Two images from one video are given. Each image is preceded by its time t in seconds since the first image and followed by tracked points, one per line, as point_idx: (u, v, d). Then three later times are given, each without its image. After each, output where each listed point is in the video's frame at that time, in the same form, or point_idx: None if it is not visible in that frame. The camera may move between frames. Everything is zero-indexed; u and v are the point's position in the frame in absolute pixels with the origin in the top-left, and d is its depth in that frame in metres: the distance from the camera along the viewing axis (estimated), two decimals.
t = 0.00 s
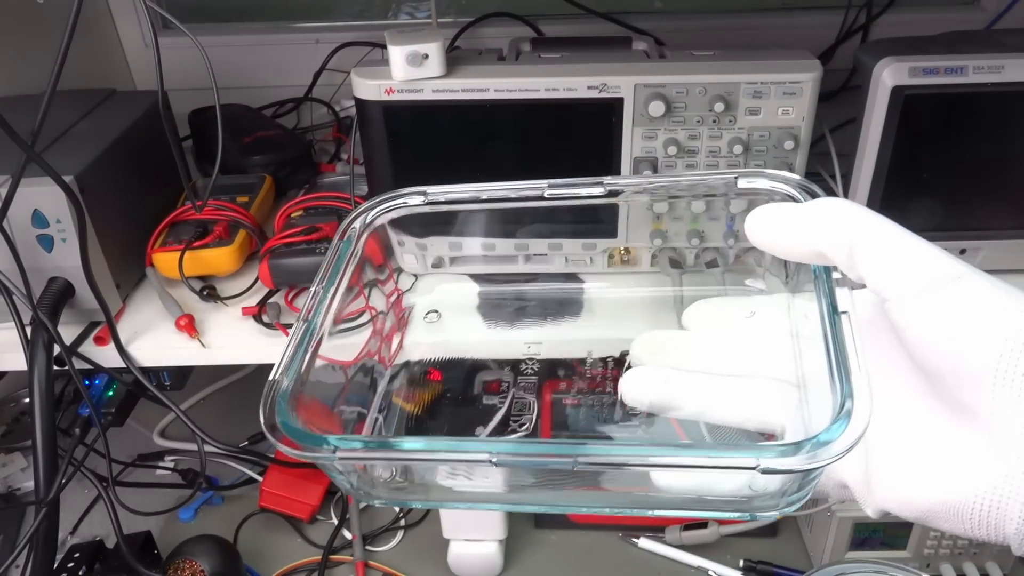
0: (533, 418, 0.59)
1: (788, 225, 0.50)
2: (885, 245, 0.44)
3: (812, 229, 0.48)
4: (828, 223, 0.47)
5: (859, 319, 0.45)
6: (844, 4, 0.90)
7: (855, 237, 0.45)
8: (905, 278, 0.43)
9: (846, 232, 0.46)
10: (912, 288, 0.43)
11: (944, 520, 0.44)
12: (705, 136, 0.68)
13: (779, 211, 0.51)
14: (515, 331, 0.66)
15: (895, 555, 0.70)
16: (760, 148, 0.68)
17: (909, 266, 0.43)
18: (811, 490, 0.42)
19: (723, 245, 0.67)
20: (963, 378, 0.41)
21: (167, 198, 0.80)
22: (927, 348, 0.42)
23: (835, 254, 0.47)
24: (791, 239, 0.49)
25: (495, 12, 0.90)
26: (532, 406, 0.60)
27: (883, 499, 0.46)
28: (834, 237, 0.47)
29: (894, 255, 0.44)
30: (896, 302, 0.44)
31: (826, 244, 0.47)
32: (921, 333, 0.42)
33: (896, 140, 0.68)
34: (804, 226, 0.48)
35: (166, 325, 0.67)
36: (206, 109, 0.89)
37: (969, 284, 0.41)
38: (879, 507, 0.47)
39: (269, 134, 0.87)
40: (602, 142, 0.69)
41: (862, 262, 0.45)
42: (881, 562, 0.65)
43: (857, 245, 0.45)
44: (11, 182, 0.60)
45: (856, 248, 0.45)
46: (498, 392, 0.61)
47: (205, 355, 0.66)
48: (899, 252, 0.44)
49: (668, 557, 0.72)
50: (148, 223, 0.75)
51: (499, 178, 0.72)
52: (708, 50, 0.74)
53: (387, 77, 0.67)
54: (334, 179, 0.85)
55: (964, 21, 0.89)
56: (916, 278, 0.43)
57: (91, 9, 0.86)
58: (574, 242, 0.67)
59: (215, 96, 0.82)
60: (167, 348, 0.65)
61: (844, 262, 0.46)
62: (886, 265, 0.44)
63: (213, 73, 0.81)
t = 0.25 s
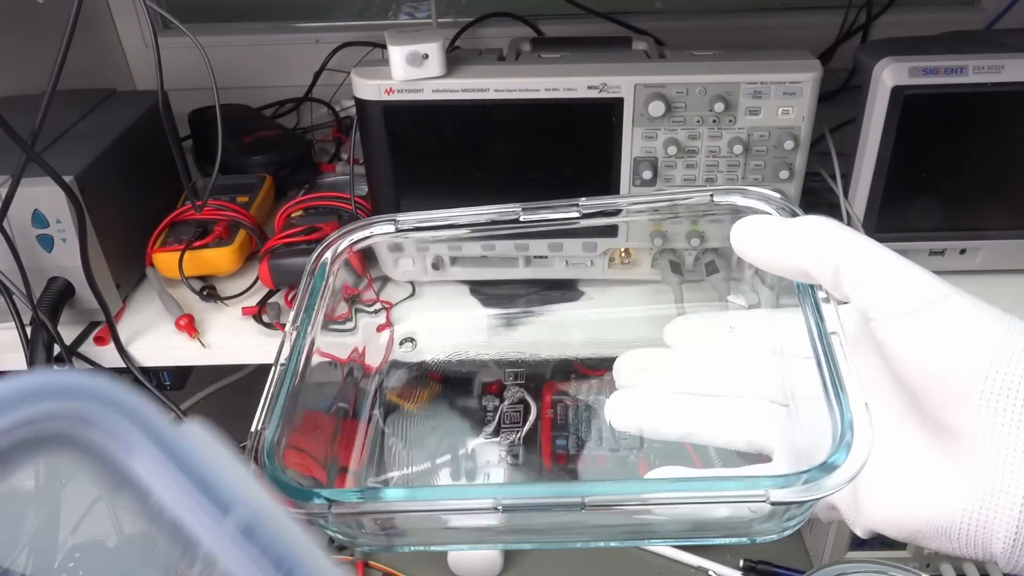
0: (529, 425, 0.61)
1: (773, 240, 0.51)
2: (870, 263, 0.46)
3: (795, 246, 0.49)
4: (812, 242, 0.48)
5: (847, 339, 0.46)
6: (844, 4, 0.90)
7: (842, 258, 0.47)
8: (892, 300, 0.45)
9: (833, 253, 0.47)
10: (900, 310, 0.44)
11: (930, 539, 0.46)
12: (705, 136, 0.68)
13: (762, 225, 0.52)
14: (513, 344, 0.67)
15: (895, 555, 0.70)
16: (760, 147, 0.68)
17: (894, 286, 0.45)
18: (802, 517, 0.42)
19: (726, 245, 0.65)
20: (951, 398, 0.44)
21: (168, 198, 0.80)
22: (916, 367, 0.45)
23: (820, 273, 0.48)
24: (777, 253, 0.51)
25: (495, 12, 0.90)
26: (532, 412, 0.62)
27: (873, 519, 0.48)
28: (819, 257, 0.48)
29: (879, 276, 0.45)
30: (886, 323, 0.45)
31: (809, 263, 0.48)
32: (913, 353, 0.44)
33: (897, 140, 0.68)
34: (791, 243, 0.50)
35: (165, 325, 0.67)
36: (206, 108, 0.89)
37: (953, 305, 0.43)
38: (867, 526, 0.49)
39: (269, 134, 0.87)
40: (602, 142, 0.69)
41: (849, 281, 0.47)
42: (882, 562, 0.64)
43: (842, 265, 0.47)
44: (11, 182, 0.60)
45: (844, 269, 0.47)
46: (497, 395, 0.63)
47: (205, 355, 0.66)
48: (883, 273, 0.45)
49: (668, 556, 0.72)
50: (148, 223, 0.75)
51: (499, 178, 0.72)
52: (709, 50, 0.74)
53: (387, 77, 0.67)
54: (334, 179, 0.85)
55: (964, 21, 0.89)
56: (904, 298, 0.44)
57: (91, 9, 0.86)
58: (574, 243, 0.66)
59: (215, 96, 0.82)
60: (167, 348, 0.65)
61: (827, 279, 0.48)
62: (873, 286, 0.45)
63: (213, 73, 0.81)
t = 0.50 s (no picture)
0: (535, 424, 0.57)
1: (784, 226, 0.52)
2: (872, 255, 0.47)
3: (802, 236, 0.51)
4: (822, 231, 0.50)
5: (861, 325, 0.49)
6: (844, 4, 0.90)
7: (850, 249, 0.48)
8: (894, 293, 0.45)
9: (842, 243, 0.48)
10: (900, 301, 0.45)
11: (937, 539, 0.45)
12: (705, 136, 0.68)
13: (775, 213, 0.53)
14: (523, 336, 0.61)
15: (894, 554, 0.70)
16: (760, 148, 0.69)
17: (898, 278, 0.45)
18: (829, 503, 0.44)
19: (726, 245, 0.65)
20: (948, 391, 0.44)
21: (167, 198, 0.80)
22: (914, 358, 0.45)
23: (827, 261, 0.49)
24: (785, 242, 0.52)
25: (495, 12, 0.90)
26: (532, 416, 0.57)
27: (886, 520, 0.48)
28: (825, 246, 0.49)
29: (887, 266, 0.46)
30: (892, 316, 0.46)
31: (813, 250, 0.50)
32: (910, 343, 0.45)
33: (896, 140, 0.68)
34: (803, 231, 0.51)
35: (164, 325, 0.68)
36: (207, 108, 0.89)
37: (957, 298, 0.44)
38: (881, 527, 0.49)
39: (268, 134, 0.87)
40: (602, 141, 0.69)
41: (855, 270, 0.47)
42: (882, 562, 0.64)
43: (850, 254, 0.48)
44: (10, 183, 0.60)
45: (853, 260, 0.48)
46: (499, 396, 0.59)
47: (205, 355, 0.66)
48: (889, 264, 0.46)
49: (667, 556, 0.72)
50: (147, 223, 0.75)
51: (499, 178, 0.72)
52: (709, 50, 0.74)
53: (387, 77, 0.67)
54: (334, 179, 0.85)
55: (964, 21, 0.89)
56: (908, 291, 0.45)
57: (91, 9, 0.86)
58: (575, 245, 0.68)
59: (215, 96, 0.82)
60: (168, 350, 0.66)
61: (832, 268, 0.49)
62: (879, 277, 0.46)
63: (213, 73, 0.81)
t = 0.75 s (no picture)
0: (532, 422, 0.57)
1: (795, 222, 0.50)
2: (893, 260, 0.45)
3: (818, 233, 0.48)
4: (840, 230, 0.48)
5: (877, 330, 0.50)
6: (844, 4, 0.90)
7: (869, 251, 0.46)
8: (916, 298, 0.44)
9: (863, 245, 0.46)
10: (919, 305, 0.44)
11: (958, 557, 0.45)
12: (705, 136, 0.68)
13: (789, 209, 0.51)
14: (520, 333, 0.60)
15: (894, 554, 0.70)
16: (760, 148, 0.69)
17: (918, 283, 0.44)
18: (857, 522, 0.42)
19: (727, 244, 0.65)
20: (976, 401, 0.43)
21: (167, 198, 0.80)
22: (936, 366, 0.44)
23: (842, 262, 0.47)
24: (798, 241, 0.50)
25: (495, 12, 0.90)
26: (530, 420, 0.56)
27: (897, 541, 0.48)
28: (842, 248, 0.47)
29: (907, 270, 0.45)
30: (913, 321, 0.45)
31: (829, 248, 0.47)
32: (934, 349, 0.44)
33: (897, 139, 0.68)
34: (817, 229, 0.48)
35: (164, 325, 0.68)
36: (206, 108, 0.89)
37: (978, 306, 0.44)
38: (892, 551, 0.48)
39: (267, 134, 0.86)
40: (602, 141, 0.69)
41: (873, 272, 0.46)
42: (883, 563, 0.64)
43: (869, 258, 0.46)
44: (10, 183, 0.60)
45: (876, 264, 0.46)
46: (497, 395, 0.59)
47: (204, 355, 0.66)
48: (908, 269, 0.45)
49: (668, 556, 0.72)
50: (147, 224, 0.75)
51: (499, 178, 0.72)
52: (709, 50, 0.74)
53: (387, 78, 0.67)
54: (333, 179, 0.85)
55: (964, 21, 0.89)
56: (932, 296, 0.44)
57: (91, 10, 0.86)
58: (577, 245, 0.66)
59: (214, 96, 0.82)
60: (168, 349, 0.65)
61: (844, 270, 0.47)
62: (901, 281, 0.45)
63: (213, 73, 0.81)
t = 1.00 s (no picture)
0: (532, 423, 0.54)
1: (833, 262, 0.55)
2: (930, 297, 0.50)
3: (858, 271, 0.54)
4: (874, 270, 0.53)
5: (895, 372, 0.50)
6: (843, 4, 0.90)
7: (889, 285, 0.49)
8: (949, 329, 0.47)
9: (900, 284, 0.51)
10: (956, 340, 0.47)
11: None
12: (705, 136, 0.68)
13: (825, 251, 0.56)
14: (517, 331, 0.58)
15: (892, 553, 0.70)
16: (759, 148, 0.69)
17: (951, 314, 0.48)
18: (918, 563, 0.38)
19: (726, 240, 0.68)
20: (1021, 433, 0.43)
21: (167, 198, 0.80)
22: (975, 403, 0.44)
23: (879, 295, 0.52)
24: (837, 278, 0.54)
25: (494, 12, 0.90)
26: (530, 410, 0.55)
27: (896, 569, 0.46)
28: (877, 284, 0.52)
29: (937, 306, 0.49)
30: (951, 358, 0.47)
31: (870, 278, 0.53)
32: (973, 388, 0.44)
33: (896, 138, 0.68)
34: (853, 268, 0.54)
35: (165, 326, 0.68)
36: (205, 108, 0.89)
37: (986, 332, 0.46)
38: None
39: (266, 134, 0.87)
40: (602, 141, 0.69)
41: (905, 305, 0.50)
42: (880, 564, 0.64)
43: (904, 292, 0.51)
44: (10, 183, 0.60)
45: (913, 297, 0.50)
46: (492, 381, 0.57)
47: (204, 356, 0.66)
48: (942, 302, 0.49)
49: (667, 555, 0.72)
50: (146, 223, 0.75)
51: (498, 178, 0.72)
52: (708, 50, 0.74)
53: (386, 77, 0.67)
54: (334, 179, 0.87)
55: (963, 21, 0.89)
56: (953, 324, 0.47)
57: (91, 9, 0.86)
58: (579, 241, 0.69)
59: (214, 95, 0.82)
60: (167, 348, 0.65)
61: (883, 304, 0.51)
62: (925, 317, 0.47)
63: (212, 73, 0.81)
